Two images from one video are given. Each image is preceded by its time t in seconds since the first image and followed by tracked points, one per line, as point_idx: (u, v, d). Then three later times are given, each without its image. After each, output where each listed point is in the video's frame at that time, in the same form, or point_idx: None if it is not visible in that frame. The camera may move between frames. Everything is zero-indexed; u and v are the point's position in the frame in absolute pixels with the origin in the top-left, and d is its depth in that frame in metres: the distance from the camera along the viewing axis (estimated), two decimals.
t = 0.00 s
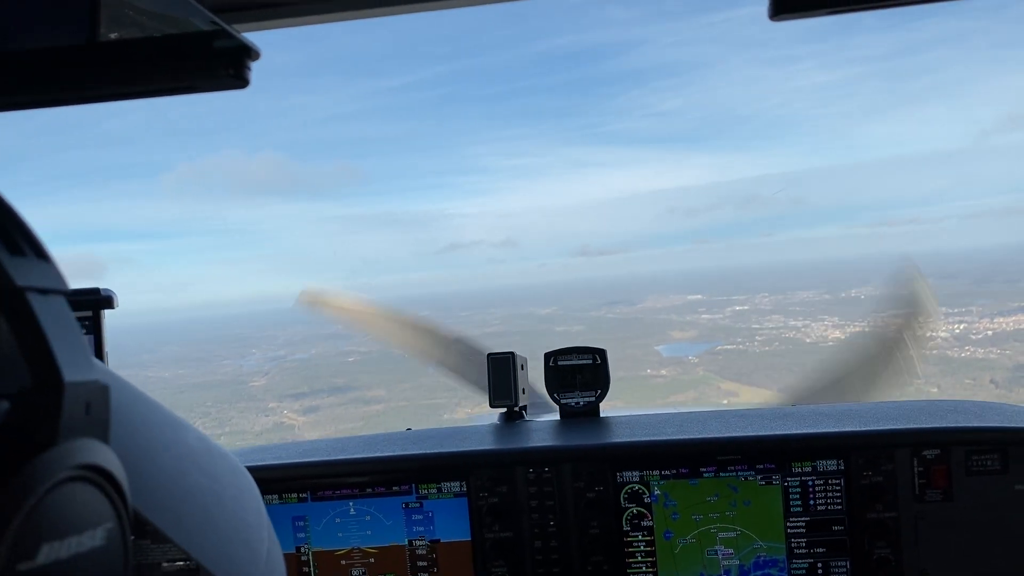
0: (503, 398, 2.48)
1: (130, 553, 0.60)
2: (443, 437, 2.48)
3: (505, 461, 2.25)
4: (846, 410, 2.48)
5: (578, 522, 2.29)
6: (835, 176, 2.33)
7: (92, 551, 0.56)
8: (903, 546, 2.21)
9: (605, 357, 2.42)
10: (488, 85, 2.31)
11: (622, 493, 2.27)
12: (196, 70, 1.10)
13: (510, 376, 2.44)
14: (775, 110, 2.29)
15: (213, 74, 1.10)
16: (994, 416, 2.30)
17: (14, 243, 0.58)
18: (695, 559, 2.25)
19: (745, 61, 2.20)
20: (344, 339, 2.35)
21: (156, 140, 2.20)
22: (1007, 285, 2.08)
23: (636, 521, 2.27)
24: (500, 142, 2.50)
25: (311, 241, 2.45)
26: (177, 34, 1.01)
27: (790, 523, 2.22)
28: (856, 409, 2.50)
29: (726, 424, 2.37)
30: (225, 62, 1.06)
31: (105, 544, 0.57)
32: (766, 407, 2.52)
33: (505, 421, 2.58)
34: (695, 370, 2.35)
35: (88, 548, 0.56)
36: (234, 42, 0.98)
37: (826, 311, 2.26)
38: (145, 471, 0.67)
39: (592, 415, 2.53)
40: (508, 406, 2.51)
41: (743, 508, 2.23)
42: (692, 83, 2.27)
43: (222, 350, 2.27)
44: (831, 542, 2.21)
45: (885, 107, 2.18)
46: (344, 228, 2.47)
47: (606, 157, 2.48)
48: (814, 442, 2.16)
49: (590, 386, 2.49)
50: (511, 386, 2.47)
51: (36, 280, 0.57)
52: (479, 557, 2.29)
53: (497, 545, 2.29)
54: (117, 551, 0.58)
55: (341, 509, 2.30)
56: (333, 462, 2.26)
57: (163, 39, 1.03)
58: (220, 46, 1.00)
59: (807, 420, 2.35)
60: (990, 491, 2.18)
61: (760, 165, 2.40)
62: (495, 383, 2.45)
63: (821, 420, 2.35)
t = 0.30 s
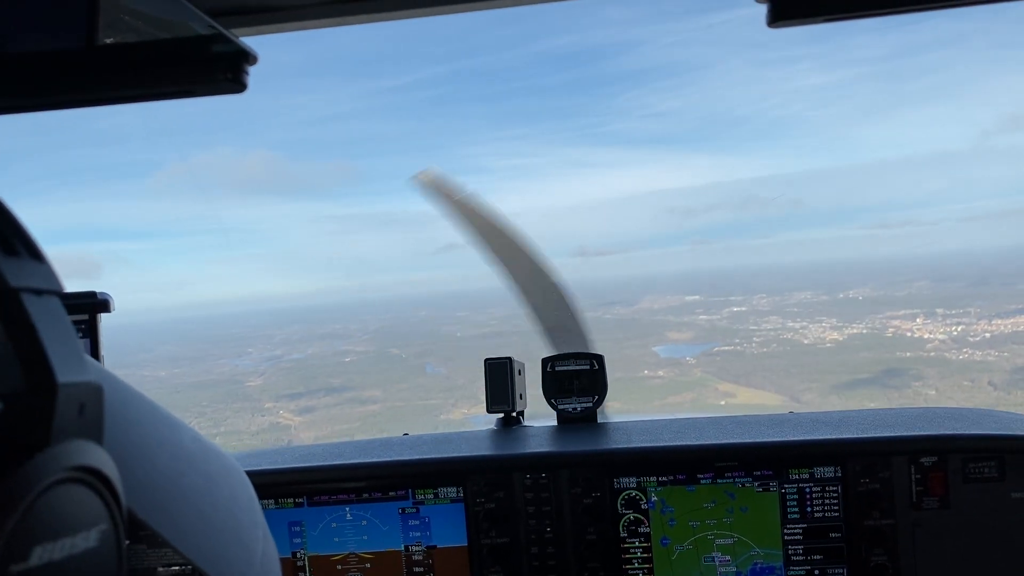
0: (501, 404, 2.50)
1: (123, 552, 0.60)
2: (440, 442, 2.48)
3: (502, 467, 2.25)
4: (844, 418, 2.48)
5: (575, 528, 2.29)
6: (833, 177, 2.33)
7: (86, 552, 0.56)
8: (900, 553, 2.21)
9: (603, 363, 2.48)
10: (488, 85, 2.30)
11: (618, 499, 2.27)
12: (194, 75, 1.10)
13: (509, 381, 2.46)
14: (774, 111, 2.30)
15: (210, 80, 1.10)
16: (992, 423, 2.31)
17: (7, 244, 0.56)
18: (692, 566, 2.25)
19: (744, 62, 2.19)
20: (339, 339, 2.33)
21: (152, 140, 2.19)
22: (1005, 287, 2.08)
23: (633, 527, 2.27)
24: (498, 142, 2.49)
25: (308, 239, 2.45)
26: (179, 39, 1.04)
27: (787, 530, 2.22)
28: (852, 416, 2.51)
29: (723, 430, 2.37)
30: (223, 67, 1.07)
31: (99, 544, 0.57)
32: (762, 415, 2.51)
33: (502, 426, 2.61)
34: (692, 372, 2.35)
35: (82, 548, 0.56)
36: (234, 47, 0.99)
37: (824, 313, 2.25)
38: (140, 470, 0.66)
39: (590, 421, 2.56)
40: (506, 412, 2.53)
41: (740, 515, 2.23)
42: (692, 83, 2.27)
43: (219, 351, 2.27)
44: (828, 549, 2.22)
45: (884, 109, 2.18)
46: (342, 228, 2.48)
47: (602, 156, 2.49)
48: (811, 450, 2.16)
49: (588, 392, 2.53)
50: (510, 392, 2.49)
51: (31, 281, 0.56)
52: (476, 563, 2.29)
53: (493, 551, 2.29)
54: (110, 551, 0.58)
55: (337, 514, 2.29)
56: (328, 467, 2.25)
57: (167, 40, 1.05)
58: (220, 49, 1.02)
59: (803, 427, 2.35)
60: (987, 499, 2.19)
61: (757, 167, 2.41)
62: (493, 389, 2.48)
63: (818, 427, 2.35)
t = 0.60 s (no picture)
0: (502, 401, 2.50)
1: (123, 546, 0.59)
2: (439, 439, 2.47)
3: (503, 464, 2.24)
4: (845, 418, 2.48)
5: (575, 526, 2.29)
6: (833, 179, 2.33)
7: (87, 544, 0.56)
8: (900, 554, 2.21)
9: (603, 361, 2.49)
10: (490, 84, 2.30)
11: (619, 497, 2.27)
12: (197, 69, 1.11)
13: (510, 379, 2.46)
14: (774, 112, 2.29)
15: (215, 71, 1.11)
16: (993, 425, 2.31)
17: (11, 235, 0.56)
18: (692, 565, 2.24)
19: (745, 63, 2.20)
20: (336, 339, 2.33)
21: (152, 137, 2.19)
22: (1002, 289, 2.10)
23: (634, 526, 2.27)
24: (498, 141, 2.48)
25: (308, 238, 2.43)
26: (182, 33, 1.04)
27: (788, 530, 2.22)
28: (853, 416, 2.51)
29: (724, 429, 2.36)
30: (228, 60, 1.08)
31: (99, 535, 0.57)
32: (765, 415, 2.51)
33: (504, 424, 2.60)
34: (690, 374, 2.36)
35: (82, 540, 0.56)
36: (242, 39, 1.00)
37: (822, 315, 2.26)
38: (138, 465, 0.66)
39: (591, 420, 2.57)
40: (507, 409, 2.53)
41: (741, 514, 2.23)
42: (691, 83, 2.28)
43: (218, 350, 2.27)
44: (828, 549, 2.22)
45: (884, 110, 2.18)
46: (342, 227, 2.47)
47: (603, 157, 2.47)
48: (812, 450, 2.17)
49: (589, 390, 2.54)
50: (510, 389, 2.48)
51: (34, 273, 0.56)
52: (476, 560, 2.28)
53: (493, 549, 2.29)
54: (110, 544, 0.58)
55: (337, 509, 2.29)
56: (326, 463, 2.24)
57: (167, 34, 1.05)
58: (226, 42, 1.03)
59: (805, 427, 2.35)
60: (987, 501, 2.19)
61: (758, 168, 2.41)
62: (494, 386, 2.48)
63: (819, 427, 2.35)
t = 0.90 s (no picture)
0: (502, 399, 2.49)
1: (97, 528, 0.58)
2: (439, 435, 2.46)
3: (502, 462, 2.24)
4: (847, 420, 2.47)
5: (575, 527, 2.28)
6: (833, 183, 2.33)
7: (57, 525, 0.54)
8: (899, 558, 2.21)
9: (605, 361, 2.45)
10: (491, 85, 2.30)
11: (618, 497, 2.27)
12: (201, 58, 1.08)
13: (510, 378, 2.45)
14: (773, 114, 2.29)
15: (219, 61, 1.07)
16: (995, 431, 2.31)
17: None
18: (691, 566, 2.24)
19: (743, 65, 2.21)
20: (333, 339, 2.29)
21: (151, 135, 2.18)
22: (1002, 293, 2.10)
23: (633, 526, 2.26)
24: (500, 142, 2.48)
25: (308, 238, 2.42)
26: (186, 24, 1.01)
27: (787, 533, 2.22)
28: (854, 419, 2.51)
29: (725, 430, 2.36)
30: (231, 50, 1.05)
31: (71, 517, 0.56)
32: (767, 416, 2.50)
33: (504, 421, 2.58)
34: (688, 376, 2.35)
35: (53, 521, 0.54)
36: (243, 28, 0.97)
37: (820, 317, 2.24)
38: (116, 445, 0.65)
39: (591, 419, 2.55)
40: (507, 407, 2.52)
41: (741, 516, 2.23)
42: (691, 85, 2.28)
43: (215, 349, 2.26)
44: (828, 552, 2.22)
45: (885, 113, 2.18)
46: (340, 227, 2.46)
47: (598, 159, 2.48)
48: (814, 453, 2.16)
49: (589, 389, 2.51)
50: (510, 388, 2.48)
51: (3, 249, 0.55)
52: (474, 558, 2.27)
53: (492, 547, 2.27)
54: (84, 526, 0.57)
55: (336, 505, 2.28)
56: (326, 458, 2.23)
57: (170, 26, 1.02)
58: (230, 33, 0.99)
59: (806, 429, 2.35)
60: (989, 507, 2.19)
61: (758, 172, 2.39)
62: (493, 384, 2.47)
63: (820, 429, 2.35)
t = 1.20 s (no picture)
0: (502, 398, 2.51)
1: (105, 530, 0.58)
2: (439, 434, 2.46)
3: (502, 461, 2.24)
4: (844, 422, 2.48)
5: (573, 526, 2.28)
6: (831, 184, 2.34)
7: (67, 526, 0.54)
8: (896, 559, 2.21)
9: (603, 360, 2.49)
10: (490, 85, 2.30)
11: (617, 496, 2.26)
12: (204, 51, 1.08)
13: (510, 377, 2.49)
14: (773, 116, 2.28)
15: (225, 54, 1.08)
16: (993, 432, 2.31)
17: None
18: (688, 566, 2.24)
19: (742, 67, 2.20)
20: (332, 339, 2.29)
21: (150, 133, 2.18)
22: (1002, 296, 2.10)
23: (631, 526, 2.26)
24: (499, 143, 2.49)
25: (306, 236, 2.43)
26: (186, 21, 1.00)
27: (784, 533, 2.22)
28: (851, 420, 2.51)
29: (724, 431, 2.35)
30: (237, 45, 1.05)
31: (81, 518, 0.56)
32: (766, 417, 2.50)
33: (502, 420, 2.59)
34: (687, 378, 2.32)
35: (64, 522, 0.54)
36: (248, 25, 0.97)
37: (820, 318, 2.24)
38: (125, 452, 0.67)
39: (590, 418, 2.56)
40: (506, 406, 2.53)
41: (738, 516, 2.23)
42: (691, 86, 2.27)
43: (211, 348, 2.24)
44: (825, 553, 2.22)
45: (884, 115, 2.19)
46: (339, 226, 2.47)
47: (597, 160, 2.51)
48: (813, 453, 2.16)
49: (588, 389, 2.53)
50: (510, 387, 2.50)
51: (16, 251, 0.56)
52: (472, 557, 2.27)
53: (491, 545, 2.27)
54: (92, 527, 0.56)
55: (334, 503, 2.28)
56: (327, 455, 2.23)
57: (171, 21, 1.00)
58: (235, 30, 0.99)
59: (805, 430, 2.35)
60: (987, 508, 2.19)
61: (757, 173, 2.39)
62: (494, 383, 2.50)
63: (819, 430, 2.35)
